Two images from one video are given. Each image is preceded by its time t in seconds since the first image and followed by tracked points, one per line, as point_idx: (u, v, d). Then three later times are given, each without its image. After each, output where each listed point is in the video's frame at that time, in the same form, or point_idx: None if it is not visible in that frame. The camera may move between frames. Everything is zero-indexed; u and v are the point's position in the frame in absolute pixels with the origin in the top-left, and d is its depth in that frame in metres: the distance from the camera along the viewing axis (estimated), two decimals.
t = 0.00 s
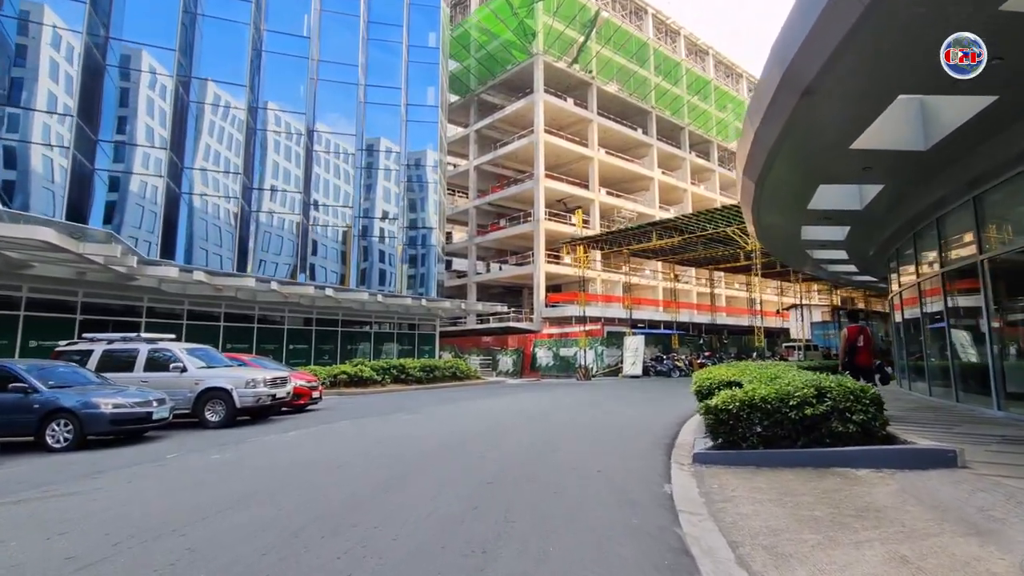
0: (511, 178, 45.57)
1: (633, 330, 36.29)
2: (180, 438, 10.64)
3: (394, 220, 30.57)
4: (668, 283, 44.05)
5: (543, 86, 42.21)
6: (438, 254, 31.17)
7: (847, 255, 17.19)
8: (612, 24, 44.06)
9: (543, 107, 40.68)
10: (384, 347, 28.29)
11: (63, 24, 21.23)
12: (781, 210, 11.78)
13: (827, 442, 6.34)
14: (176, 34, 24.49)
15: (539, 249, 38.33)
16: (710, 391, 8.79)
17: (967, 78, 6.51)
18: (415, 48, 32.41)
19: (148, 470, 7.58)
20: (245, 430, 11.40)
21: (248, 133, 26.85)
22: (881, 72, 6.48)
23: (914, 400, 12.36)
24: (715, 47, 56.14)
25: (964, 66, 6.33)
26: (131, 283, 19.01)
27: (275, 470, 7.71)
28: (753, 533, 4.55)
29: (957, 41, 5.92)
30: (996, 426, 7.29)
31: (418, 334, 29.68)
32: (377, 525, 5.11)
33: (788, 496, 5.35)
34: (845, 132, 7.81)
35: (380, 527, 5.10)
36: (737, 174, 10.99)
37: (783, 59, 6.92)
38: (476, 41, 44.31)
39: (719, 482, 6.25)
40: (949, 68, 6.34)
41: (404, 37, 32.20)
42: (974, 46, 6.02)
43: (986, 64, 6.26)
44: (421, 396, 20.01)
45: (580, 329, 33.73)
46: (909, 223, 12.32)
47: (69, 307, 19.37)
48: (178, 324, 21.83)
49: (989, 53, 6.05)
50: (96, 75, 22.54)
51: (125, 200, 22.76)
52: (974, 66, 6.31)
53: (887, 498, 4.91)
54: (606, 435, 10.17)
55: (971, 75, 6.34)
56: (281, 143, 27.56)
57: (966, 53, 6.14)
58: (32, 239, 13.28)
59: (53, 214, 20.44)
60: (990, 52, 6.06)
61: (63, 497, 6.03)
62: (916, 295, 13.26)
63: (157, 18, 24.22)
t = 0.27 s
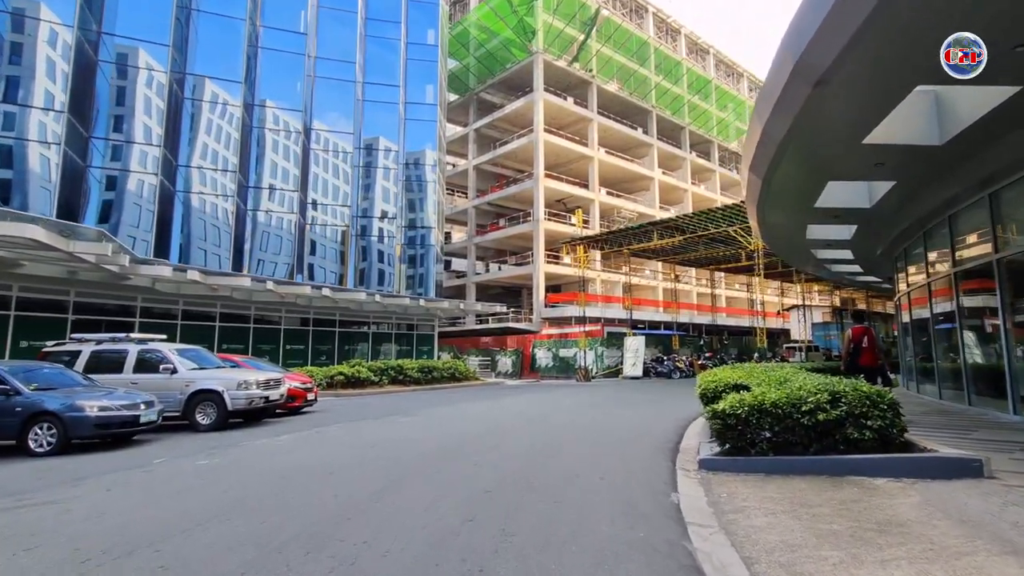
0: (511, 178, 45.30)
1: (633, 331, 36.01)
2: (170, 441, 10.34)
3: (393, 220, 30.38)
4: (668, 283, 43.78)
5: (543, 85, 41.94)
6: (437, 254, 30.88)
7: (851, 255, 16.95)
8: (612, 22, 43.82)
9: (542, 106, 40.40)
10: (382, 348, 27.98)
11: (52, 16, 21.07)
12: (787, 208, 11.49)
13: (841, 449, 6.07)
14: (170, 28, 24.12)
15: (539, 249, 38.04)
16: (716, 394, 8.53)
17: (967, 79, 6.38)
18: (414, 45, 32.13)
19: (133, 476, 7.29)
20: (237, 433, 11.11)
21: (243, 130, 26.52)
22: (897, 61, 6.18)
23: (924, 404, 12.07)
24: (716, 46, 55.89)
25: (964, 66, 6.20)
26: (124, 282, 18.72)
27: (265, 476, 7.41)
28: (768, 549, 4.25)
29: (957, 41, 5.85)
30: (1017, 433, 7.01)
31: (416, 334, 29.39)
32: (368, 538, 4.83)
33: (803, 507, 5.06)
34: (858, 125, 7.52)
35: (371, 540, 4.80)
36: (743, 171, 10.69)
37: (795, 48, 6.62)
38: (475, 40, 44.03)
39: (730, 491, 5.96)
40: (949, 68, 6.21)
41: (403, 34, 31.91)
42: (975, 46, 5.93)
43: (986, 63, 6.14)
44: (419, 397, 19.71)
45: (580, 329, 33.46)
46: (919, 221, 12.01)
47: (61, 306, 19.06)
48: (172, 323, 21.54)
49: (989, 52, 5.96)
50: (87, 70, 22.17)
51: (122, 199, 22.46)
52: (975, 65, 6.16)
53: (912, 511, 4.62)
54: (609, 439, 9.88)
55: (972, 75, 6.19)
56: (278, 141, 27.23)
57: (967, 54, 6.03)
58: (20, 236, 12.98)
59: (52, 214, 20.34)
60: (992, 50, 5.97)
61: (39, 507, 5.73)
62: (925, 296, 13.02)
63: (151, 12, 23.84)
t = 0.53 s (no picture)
0: (508, 178, 45.00)
1: (631, 331, 35.73)
2: (155, 444, 10.01)
3: (389, 219, 30.15)
4: (667, 283, 43.51)
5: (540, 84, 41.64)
6: (433, 254, 30.58)
7: (853, 253, 16.73)
8: (610, 21, 43.58)
9: (540, 105, 40.11)
10: (378, 349, 27.62)
11: (42, 12, 20.46)
12: (790, 205, 11.24)
13: (854, 453, 5.80)
14: (161, 24, 23.76)
15: (536, 249, 37.72)
16: (718, 396, 8.26)
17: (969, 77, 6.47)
18: (410, 43, 31.82)
19: (112, 482, 6.97)
20: (225, 435, 10.79)
21: (236, 127, 26.16)
22: (909, 45, 5.94)
23: (932, 406, 11.78)
24: (714, 45, 55.69)
25: (964, 66, 6.28)
26: (113, 282, 18.37)
27: (249, 481, 7.08)
28: (781, 561, 3.95)
29: (957, 41, 5.96)
30: None
31: (412, 334, 29.05)
32: (357, 549, 4.54)
33: (817, 516, 4.77)
34: (867, 115, 7.26)
35: (355, 552, 4.50)
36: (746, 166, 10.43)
37: (805, 32, 6.34)
38: (472, 38, 43.71)
39: (737, 497, 5.66)
40: (948, 68, 6.31)
41: (399, 31, 31.58)
42: (974, 46, 6.04)
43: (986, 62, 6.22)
44: (414, 398, 19.39)
45: (578, 330, 33.18)
46: (927, 217, 11.75)
47: (50, 306, 18.68)
48: (164, 324, 21.15)
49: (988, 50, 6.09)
50: (78, 66, 21.78)
51: (118, 199, 22.13)
52: (975, 65, 6.24)
53: (935, 520, 4.33)
54: (609, 442, 9.58)
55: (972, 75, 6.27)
56: (272, 139, 26.87)
57: (966, 54, 6.13)
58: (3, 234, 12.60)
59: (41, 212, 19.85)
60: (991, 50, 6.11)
61: (5, 517, 5.41)
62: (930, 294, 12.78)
63: (144, 8, 23.44)
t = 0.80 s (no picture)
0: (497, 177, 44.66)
1: (622, 332, 35.48)
2: (130, 450, 9.59)
3: (378, 219, 29.71)
4: (657, 284, 43.34)
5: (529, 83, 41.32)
6: (422, 254, 30.16)
7: (850, 251, 16.52)
8: (599, 19, 43.45)
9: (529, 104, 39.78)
10: (365, 350, 27.13)
11: (26, 7, 20.04)
12: (786, 202, 11.01)
13: (862, 460, 5.50)
14: (144, 19, 23.15)
15: (525, 249, 37.36)
16: (716, 399, 7.96)
17: (968, 77, 6.41)
18: (398, 41, 31.44)
19: (78, 492, 6.57)
20: (204, 440, 10.38)
21: (222, 125, 25.61)
22: (904, 44, 5.84)
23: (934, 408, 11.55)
24: (704, 45, 55.68)
25: (966, 65, 6.22)
26: (93, 282, 17.79)
27: (224, 490, 6.71)
28: None
29: (957, 41, 5.87)
30: None
31: (400, 335, 28.60)
32: (331, 568, 4.17)
33: (826, 529, 4.48)
34: (870, 105, 7.01)
35: (330, 570, 4.15)
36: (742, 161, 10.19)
37: (805, 21, 6.10)
38: (461, 37, 43.29)
39: (740, 507, 5.33)
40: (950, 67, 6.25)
41: (386, 29, 31.16)
42: (974, 46, 5.95)
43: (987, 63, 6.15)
44: (402, 401, 19.01)
45: (568, 331, 32.89)
46: (927, 215, 11.53)
47: (30, 306, 18.09)
48: (147, 326, 20.60)
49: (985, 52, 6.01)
50: (58, 61, 21.14)
51: (104, 199, 21.66)
52: (975, 66, 6.20)
53: (958, 537, 4.01)
54: (602, 446, 9.23)
55: (972, 75, 6.25)
56: (258, 137, 26.32)
57: (966, 54, 6.06)
58: None
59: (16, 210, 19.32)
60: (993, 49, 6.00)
61: None
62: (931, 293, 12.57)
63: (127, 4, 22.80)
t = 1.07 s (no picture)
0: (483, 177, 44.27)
1: (608, 333, 35.24)
2: (99, 452, 9.10)
3: (363, 218, 29.21)
4: (643, 284, 43.22)
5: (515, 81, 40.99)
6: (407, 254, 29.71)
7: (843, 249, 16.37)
8: (585, 18, 43.35)
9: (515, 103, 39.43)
10: (349, 350, 26.57)
11: None
12: (779, 199, 10.83)
13: (869, 466, 5.23)
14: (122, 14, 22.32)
15: (511, 249, 37.00)
16: (711, 400, 7.69)
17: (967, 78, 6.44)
18: (382, 38, 30.98)
19: (35, 497, 6.12)
20: (178, 442, 9.92)
21: (203, 122, 24.99)
22: (899, 37, 5.72)
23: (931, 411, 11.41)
24: (691, 45, 55.74)
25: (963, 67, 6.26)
26: (73, 280, 17.15)
27: (192, 494, 6.29)
28: None
29: (957, 41, 5.93)
30: None
31: (385, 335, 28.10)
32: None
33: (837, 539, 4.17)
34: (870, 94, 6.77)
35: None
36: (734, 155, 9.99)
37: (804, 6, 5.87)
38: (447, 35, 42.85)
39: (741, 516, 4.98)
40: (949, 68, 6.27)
41: (371, 25, 30.64)
42: (974, 47, 6.01)
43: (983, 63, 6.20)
44: (385, 401, 18.57)
45: (554, 332, 32.61)
46: (926, 211, 11.38)
47: (6, 305, 17.43)
48: (127, 326, 19.97)
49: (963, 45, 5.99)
50: (35, 56, 20.40)
51: (88, 198, 21.14)
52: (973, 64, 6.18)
53: (982, 554, 3.68)
54: (589, 449, 8.88)
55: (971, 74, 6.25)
56: (241, 136, 25.70)
57: (966, 54, 6.11)
58: None
59: None
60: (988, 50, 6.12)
61: None
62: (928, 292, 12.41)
63: None
